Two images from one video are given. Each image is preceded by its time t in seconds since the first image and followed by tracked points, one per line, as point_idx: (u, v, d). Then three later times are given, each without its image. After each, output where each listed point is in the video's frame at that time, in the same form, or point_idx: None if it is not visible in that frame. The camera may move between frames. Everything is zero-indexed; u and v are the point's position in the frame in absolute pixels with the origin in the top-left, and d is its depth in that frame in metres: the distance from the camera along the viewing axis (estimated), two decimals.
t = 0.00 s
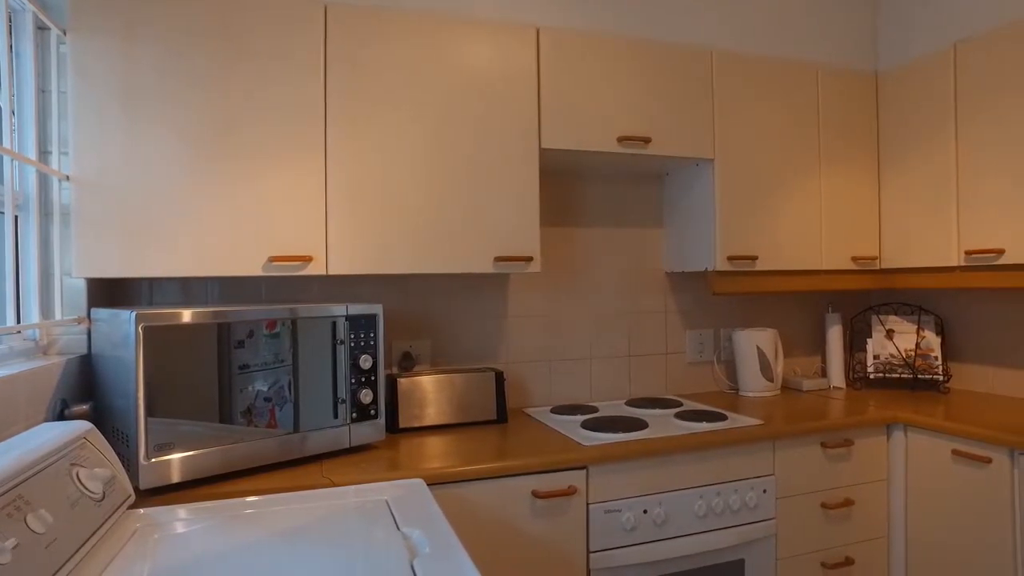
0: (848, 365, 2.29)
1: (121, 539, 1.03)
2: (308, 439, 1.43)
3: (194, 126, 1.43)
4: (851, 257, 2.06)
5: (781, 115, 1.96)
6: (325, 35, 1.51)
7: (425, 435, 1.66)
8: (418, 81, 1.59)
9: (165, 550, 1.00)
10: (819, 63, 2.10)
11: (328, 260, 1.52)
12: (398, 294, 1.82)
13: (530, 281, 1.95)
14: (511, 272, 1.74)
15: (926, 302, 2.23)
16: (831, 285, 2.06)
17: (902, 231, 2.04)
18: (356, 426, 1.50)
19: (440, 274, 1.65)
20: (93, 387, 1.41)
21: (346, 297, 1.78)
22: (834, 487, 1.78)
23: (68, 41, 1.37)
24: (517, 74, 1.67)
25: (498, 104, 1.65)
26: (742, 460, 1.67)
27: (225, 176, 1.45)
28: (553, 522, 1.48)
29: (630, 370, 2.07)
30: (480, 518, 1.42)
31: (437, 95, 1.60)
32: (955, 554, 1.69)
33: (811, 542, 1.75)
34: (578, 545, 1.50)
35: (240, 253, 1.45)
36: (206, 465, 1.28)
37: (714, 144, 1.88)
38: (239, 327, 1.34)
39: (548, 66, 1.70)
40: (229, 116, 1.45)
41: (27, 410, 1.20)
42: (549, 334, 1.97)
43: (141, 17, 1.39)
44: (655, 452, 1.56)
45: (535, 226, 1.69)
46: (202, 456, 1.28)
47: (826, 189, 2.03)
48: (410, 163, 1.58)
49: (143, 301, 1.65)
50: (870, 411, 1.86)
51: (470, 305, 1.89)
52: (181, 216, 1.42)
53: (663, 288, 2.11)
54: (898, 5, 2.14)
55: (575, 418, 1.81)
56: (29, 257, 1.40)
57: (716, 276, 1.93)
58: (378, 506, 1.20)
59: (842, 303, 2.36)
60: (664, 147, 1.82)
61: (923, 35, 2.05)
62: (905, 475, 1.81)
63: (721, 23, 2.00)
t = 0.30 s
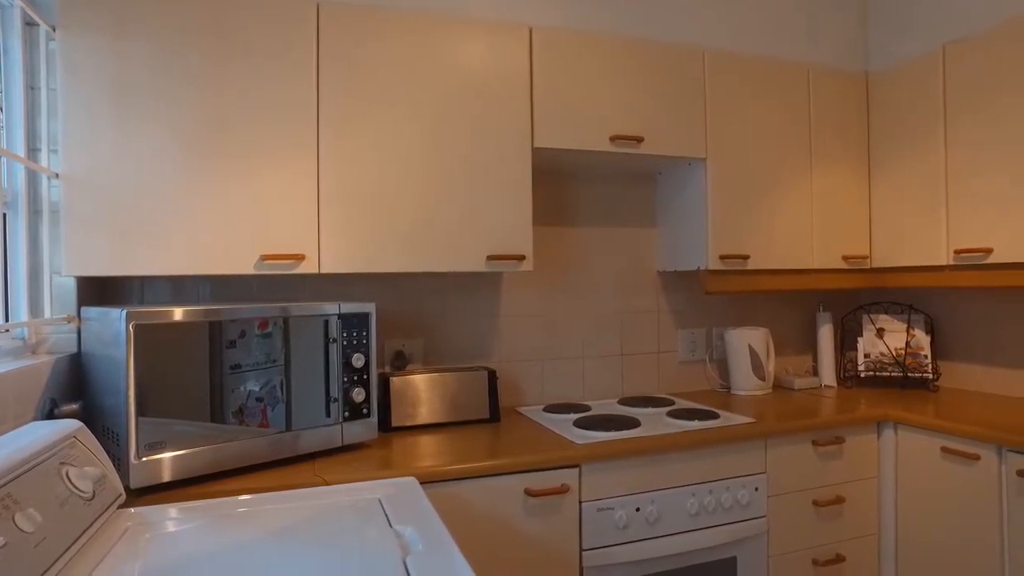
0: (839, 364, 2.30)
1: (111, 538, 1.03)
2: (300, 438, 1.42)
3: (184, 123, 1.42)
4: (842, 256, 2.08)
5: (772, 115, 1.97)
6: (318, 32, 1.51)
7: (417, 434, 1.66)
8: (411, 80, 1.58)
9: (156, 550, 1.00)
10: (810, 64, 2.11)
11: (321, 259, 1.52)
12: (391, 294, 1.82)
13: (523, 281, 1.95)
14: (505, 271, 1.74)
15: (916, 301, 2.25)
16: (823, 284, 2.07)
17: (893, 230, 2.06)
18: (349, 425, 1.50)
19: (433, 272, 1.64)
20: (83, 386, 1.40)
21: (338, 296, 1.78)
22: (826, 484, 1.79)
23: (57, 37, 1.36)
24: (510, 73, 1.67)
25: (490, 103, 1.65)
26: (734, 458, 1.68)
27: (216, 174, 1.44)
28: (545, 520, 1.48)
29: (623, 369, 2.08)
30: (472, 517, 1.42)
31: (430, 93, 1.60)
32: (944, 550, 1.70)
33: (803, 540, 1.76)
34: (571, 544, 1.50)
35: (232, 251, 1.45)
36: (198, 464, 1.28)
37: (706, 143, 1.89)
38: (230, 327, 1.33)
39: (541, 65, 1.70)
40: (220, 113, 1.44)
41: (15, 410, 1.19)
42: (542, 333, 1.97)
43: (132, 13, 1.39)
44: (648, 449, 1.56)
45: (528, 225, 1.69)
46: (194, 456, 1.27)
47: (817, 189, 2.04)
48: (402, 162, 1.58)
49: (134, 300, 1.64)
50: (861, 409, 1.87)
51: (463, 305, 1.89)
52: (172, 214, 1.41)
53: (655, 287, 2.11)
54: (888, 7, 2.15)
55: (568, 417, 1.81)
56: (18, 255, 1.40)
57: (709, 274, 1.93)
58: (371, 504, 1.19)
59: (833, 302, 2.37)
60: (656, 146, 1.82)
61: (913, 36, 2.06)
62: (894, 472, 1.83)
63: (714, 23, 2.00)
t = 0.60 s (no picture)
0: (830, 362, 2.32)
1: (103, 537, 1.02)
2: (293, 437, 1.42)
3: (175, 121, 1.41)
4: (834, 255, 2.09)
5: (764, 115, 1.98)
6: (310, 30, 1.51)
7: (411, 433, 1.65)
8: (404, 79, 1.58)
9: (148, 548, 0.99)
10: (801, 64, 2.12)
11: (314, 257, 1.51)
12: (384, 292, 1.82)
13: (516, 280, 1.95)
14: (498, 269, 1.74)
15: (906, 299, 2.27)
16: (815, 283, 2.08)
17: (884, 230, 2.07)
18: (341, 424, 1.50)
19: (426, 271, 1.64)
20: (74, 385, 1.39)
21: (332, 295, 1.78)
22: (817, 482, 1.80)
23: (46, 34, 1.35)
24: (503, 72, 1.67)
25: (483, 102, 1.66)
26: (727, 456, 1.68)
27: (209, 172, 1.44)
28: (539, 518, 1.48)
29: (616, 368, 2.08)
30: (466, 515, 1.42)
31: (423, 91, 1.60)
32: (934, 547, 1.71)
33: (795, 537, 1.77)
34: (565, 542, 1.50)
35: (224, 249, 1.44)
36: (189, 464, 1.27)
37: (699, 142, 1.89)
38: (223, 327, 1.33)
39: (534, 64, 1.71)
40: (212, 111, 1.43)
41: (5, 409, 1.18)
42: (535, 332, 1.97)
43: (123, 10, 1.38)
44: (641, 447, 1.57)
45: (520, 224, 1.70)
46: (185, 455, 1.27)
47: (808, 188, 2.05)
48: (395, 159, 1.58)
49: (125, 299, 1.63)
50: (852, 407, 1.88)
51: (456, 303, 1.89)
52: (164, 212, 1.41)
53: (649, 286, 2.12)
54: (879, 7, 2.17)
55: (561, 415, 1.81)
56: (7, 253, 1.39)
57: (701, 273, 1.94)
58: (364, 502, 1.19)
59: (825, 301, 2.39)
60: (649, 145, 1.83)
61: (903, 37, 2.08)
62: (885, 470, 1.84)
63: (706, 23, 2.01)
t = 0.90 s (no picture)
0: (820, 361, 2.33)
1: (91, 536, 1.01)
2: (284, 435, 1.41)
3: (165, 117, 1.40)
4: (823, 254, 2.10)
5: (755, 115, 1.99)
6: (302, 28, 1.50)
7: (403, 431, 1.65)
8: (396, 77, 1.58)
9: (137, 547, 0.99)
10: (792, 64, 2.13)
11: (305, 255, 1.51)
12: (375, 291, 1.81)
13: (508, 279, 1.96)
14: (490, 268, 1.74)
15: (895, 298, 2.28)
16: (805, 282, 2.10)
17: (873, 229, 2.09)
18: (333, 422, 1.49)
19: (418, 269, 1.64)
20: (62, 384, 1.38)
21: (323, 294, 1.77)
22: (807, 479, 1.81)
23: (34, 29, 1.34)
24: (495, 70, 1.68)
25: (475, 101, 1.66)
26: (717, 454, 1.69)
27: (200, 170, 1.43)
28: (531, 517, 1.49)
29: (608, 366, 2.09)
30: (458, 514, 1.42)
31: (414, 89, 1.60)
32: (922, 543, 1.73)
33: (785, 534, 1.78)
34: (556, 540, 1.51)
35: (214, 247, 1.44)
36: (179, 462, 1.26)
37: (690, 142, 1.90)
38: (213, 327, 1.32)
39: (526, 63, 1.71)
40: (202, 107, 1.43)
41: None
42: (527, 330, 1.98)
43: (113, 6, 1.37)
44: (632, 445, 1.57)
45: (512, 222, 1.70)
46: (175, 454, 1.26)
47: (799, 187, 2.06)
48: (387, 157, 1.57)
49: (114, 298, 1.61)
50: (842, 405, 1.89)
51: (448, 302, 1.89)
52: (154, 209, 1.40)
53: (640, 285, 2.13)
54: (869, 8, 2.18)
55: (553, 414, 1.81)
56: None
57: (692, 272, 1.94)
58: (355, 500, 1.19)
59: (815, 300, 2.40)
60: (640, 144, 1.83)
61: (892, 39, 2.10)
62: (875, 467, 1.85)
63: (698, 23, 2.02)
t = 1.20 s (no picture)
0: (810, 359, 2.35)
1: (77, 536, 1.01)
2: (274, 434, 1.41)
3: (153, 115, 1.40)
4: (813, 253, 2.12)
5: (745, 115, 2.00)
6: (292, 26, 1.50)
7: (394, 430, 1.65)
8: (387, 76, 1.58)
9: (124, 545, 0.98)
10: (781, 64, 2.15)
11: (294, 253, 1.50)
12: (366, 290, 1.81)
13: (499, 278, 1.96)
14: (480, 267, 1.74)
15: (883, 297, 2.30)
16: (795, 281, 2.11)
17: (861, 228, 2.10)
18: (323, 421, 1.49)
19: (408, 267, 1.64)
20: (48, 382, 1.37)
21: (313, 293, 1.77)
22: (797, 477, 1.82)
23: (19, 25, 1.33)
24: (486, 69, 1.68)
25: (466, 99, 1.66)
26: (707, 452, 1.70)
27: (191, 168, 1.42)
28: (521, 514, 1.49)
29: (598, 365, 2.09)
30: (448, 512, 1.42)
31: (405, 88, 1.60)
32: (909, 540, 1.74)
33: (775, 530, 1.79)
34: (547, 537, 1.51)
35: (203, 245, 1.43)
36: (168, 461, 1.26)
37: (680, 141, 1.91)
38: (203, 326, 1.32)
39: (516, 61, 1.71)
40: (190, 105, 1.42)
41: None
42: (518, 329, 1.98)
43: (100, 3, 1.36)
44: (622, 443, 1.58)
45: (502, 221, 1.70)
46: (164, 453, 1.25)
47: (788, 186, 2.08)
48: (377, 156, 1.57)
49: (102, 296, 1.60)
50: (831, 403, 1.90)
51: (439, 301, 1.89)
52: (142, 207, 1.39)
53: (631, 284, 2.13)
54: (857, 8, 2.20)
55: (544, 412, 1.81)
56: None
57: (682, 271, 1.95)
58: (345, 498, 1.19)
59: (804, 299, 2.42)
60: (631, 144, 1.84)
61: (880, 40, 2.12)
62: (863, 464, 1.87)
63: (688, 23, 2.03)
